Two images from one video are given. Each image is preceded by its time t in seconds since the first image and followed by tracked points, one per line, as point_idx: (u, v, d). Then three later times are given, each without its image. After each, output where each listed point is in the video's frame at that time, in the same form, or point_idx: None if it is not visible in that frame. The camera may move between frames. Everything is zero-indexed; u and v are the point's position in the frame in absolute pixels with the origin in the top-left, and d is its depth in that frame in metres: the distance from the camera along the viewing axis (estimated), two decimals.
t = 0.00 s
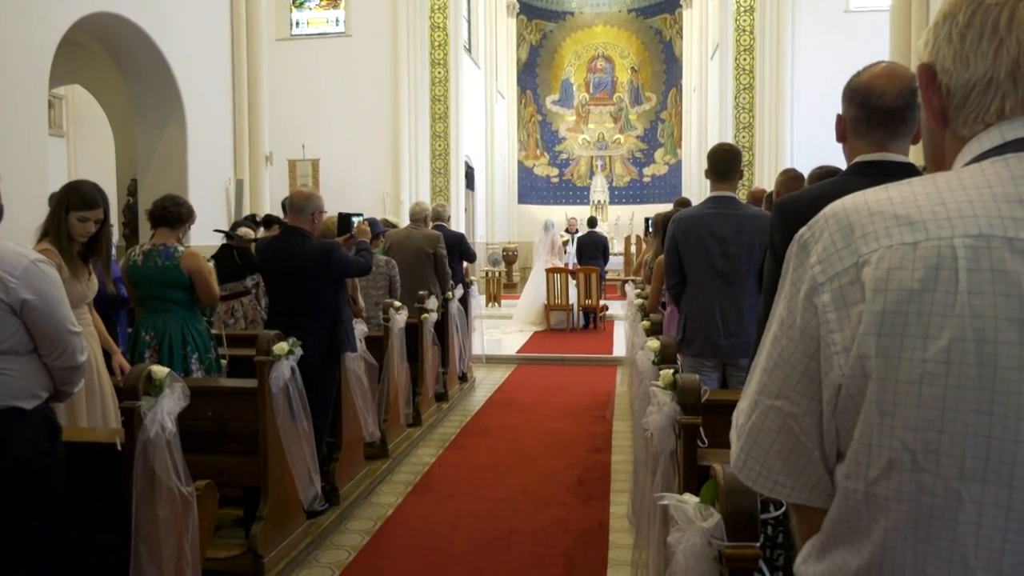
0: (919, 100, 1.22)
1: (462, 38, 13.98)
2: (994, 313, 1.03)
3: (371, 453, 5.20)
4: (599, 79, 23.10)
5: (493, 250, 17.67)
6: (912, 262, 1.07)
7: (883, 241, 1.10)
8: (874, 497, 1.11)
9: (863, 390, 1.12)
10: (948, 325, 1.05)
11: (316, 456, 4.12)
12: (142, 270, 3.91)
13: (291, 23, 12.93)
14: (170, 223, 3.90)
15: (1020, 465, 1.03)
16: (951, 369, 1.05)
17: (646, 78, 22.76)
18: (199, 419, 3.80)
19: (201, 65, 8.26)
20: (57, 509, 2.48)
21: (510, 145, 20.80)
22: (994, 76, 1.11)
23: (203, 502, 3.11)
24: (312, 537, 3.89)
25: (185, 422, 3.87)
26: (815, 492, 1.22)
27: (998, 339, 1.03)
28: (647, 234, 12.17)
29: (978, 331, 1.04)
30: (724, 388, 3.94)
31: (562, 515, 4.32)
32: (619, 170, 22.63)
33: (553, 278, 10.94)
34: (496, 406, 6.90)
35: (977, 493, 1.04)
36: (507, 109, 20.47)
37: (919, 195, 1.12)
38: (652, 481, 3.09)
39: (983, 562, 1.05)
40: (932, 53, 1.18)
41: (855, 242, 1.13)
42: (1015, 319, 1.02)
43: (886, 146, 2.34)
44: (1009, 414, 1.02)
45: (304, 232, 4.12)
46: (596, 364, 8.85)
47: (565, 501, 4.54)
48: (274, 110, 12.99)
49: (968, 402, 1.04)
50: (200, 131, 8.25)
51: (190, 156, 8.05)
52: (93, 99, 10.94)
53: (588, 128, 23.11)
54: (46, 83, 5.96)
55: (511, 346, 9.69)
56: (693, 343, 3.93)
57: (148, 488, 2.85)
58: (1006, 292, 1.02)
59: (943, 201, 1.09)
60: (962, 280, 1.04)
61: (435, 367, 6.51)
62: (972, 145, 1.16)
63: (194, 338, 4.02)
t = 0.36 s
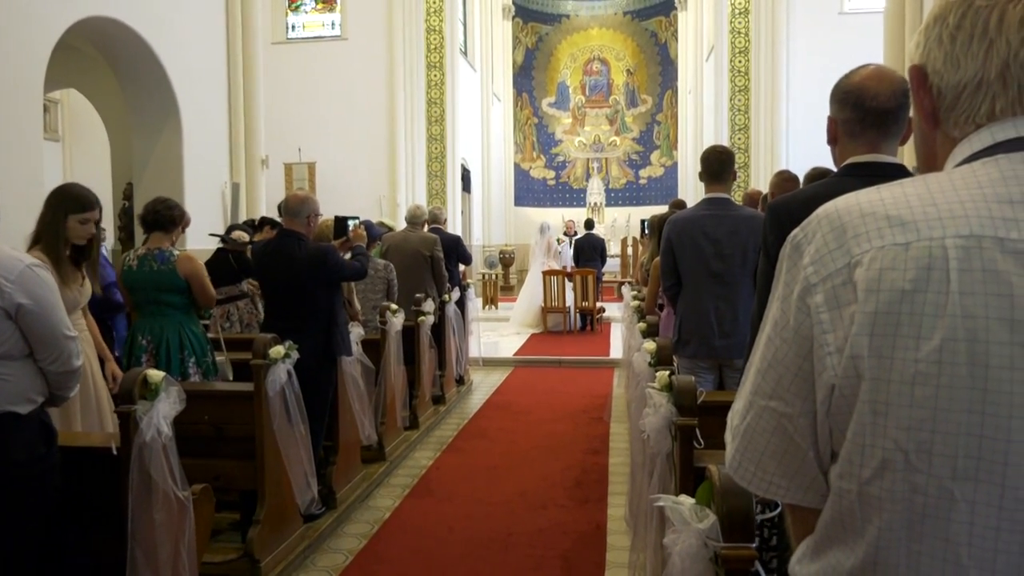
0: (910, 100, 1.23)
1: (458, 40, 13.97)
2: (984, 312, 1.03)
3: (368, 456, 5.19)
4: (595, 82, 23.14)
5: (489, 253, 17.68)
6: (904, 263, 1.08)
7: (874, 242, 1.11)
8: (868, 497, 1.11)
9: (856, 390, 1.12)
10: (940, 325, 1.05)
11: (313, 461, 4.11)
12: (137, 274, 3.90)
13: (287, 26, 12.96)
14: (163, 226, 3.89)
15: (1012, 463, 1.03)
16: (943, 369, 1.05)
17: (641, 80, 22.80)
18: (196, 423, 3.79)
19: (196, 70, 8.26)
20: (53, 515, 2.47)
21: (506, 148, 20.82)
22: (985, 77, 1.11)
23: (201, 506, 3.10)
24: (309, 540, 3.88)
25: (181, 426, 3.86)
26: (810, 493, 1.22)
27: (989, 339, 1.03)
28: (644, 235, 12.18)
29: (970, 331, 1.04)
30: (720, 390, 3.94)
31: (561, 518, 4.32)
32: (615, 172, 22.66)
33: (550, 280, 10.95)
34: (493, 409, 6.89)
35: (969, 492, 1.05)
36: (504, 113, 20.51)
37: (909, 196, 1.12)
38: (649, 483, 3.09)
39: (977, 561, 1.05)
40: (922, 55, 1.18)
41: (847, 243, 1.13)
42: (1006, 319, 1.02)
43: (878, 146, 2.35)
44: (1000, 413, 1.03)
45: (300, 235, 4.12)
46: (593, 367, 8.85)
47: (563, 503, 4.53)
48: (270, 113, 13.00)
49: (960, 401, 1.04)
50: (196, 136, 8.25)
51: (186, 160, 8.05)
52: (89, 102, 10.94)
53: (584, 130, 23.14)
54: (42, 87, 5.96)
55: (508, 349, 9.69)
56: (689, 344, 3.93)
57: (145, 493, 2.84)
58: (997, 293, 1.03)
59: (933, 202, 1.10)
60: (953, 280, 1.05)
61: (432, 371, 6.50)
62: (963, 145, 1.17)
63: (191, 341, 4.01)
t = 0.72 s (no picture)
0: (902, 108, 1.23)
1: (454, 47, 14.00)
2: (977, 318, 1.03)
3: (365, 465, 5.18)
4: (592, 89, 23.24)
5: (487, 260, 17.67)
6: (897, 270, 1.07)
7: (867, 249, 1.10)
8: (864, 504, 1.10)
9: (851, 396, 1.11)
10: (933, 331, 1.05)
11: (309, 470, 4.08)
12: (132, 284, 3.89)
13: (283, 34, 12.95)
14: (156, 235, 3.88)
15: (1007, 469, 1.02)
16: (937, 375, 1.04)
17: (638, 86, 22.91)
18: (191, 432, 3.78)
19: (192, 80, 8.27)
20: (48, 526, 2.45)
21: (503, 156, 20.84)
22: (975, 84, 1.12)
23: (196, 516, 3.07)
24: (306, 550, 3.86)
25: (177, 435, 3.85)
26: (807, 499, 1.22)
27: (982, 344, 1.02)
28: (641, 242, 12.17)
29: (963, 337, 1.03)
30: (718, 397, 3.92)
31: (560, 526, 4.30)
32: (613, 179, 22.63)
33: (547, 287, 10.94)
34: (490, 417, 6.87)
35: (965, 497, 1.04)
36: (501, 120, 20.54)
37: (902, 203, 1.12)
38: (647, 490, 3.07)
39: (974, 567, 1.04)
40: (913, 62, 1.18)
41: (840, 250, 1.13)
42: (999, 325, 1.02)
43: (875, 151, 2.35)
44: (994, 418, 1.02)
45: (294, 243, 4.11)
46: (591, 374, 8.83)
47: (561, 512, 4.51)
48: (267, 119, 13.01)
49: (953, 407, 1.03)
50: (192, 146, 8.25)
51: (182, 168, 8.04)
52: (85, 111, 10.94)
53: (581, 137, 23.18)
54: (37, 96, 5.96)
55: (506, 357, 9.67)
56: (685, 351, 3.92)
57: (140, 503, 2.81)
58: (989, 299, 1.02)
59: (928, 209, 1.09)
60: (945, 286, 1.05)
61: (429, 379, 6.48)
62: (955, 153, 1.17)
63: (186, 351, 4.00)
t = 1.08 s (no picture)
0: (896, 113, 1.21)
1: (450, 51, 13.97)
2: (973, 323, 1.02)
3: (360, 475, 5.14)
4: (588, 93, 23.33)
5: (483, 266, 17.64)
6: (893, 275, 1.07)
7: (863, 254, 1.10)
8: (861, 510, 1.09)
9: (847, 401, 1.11)
10: (929, 336, 1.04)
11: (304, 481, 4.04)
12: (123, 293, 3.85)
13: (276, 40, 12.97)
14: (148, 244, 3.84)
15: (1004, 472, 1.01)
16: (933, 381, 1.04)
17: (635, 91, 22.94)
18: (185, 443, 3.74)
19: (185, 88, 8.25)
20: (39, 538, 2.41)
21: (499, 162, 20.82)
22: (971, 88, 1.10)
23: (188, 528, 3.05)
24: (300, 562, 3.82)
25: (170, 446, 3.82)
26: (804, 506, 1.21)
27: (979, 349, 1.02)
28: (638, 248, 12.15)
29: (959, 343, 1.03)
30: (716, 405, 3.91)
31: (559, 536, 4.27)
32: (610, 184, 22.68)
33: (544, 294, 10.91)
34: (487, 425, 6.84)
35: (962, 501, 1.03)
36: (497, 126, 20.56)
37: (898, 208, 1.11)
38: (646, 498, 3.05)
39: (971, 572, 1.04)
40: (908, 67, 1.17)
41: (836, 255, 1.12)
42: (994, 330, 1.02)
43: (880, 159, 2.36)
44: (991, 423, 1.01)
45: (289, 251, 4.09)
46: (588, 382, 8.81)
47: (559, 521, 4.48)
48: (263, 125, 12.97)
49: (948, 413, 1.03)
50: (185, 154, 8.23)
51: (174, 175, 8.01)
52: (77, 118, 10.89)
53: (577, 143, 23.22)
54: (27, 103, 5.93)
55: (503, 364, 9.63)
56: (682, 359, 3.89)
57: (132, 515, 2.77)
58: (986, 304, 1.02)
59: (922, 214, 1.09)
60: (941, 292, 1.04)
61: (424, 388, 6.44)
62: (950, 157, 1.15)
63: (177, 361, 3.97)
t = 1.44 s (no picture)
0: (906, 109, 1.19)
1: (445, 51, 13.90)
2: (979, 326, 1.03)
3: (354, 486, 5.07)
4: (587, 93, 23.31)
5: (479, 271, 17.57)
6: (897, 276, 1.07)
7: (867, 256, 1.10)
8: (867, 518, 1.09)
9: (850, 407, 1.11)
10: (934, 339, 1.05)
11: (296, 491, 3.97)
12: (107, 299, 3.81)
13: (267, 39, 12.96)
14: (132, 248, 3.81)
15: (1012, 476, 1.01)
16: (939, 386, 1.04)
17: (635, 91, 22.94)
18: (174, 453, 3.68)
19: (174, 90, 8.21)
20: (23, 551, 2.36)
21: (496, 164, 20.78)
22: (989, 88, 1.08)
23: (178, 541, 2.97)
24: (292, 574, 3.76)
25: (158, 457, 3.75)
26: (807, 514, 1.22)
27: (984, 353, 1.02)
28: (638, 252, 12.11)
29: (964, 347, 1.03)
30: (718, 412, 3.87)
31: (558, 547, 4.21)
32: (609, 186, 22.67)
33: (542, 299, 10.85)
34: (484, 434, 6.79)
35: (969, 510, 1.03)
36: (493, 126, 20.58)
37: (901, 209, 1.11)
38: (648, 508, 2.99)
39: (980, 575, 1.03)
40: (919, 64, 1.14)
41: (839, 258, 1.12)
42: (999, 334, 1.02)
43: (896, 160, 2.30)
44: (998, 428, 1.01)
45: (280, 253, 4.03)
46: (587, 389, 8.74)
47: (558, 533, 4.42)
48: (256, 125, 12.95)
49: (956, 418, 1.03)
50: (175, 156, 8.19)
51: (162, 176, 7.95)
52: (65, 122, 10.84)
53: (575, 144, 23.25)
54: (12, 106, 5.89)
55: (500, 371, 9.57)
56: (687, 365, 3.86)
57: (119, 527, 2.72)
58: (992, 306, 1.02)
59: (927, 215, 1.09)
60: (946, 296, 1.04)
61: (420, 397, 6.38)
62: (956, 158, 1.14)
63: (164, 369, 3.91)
